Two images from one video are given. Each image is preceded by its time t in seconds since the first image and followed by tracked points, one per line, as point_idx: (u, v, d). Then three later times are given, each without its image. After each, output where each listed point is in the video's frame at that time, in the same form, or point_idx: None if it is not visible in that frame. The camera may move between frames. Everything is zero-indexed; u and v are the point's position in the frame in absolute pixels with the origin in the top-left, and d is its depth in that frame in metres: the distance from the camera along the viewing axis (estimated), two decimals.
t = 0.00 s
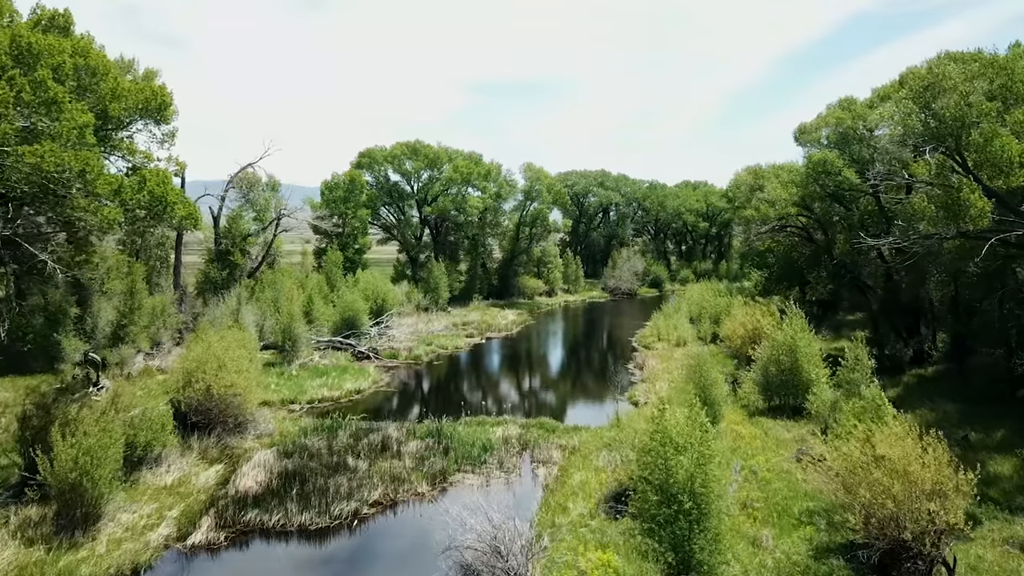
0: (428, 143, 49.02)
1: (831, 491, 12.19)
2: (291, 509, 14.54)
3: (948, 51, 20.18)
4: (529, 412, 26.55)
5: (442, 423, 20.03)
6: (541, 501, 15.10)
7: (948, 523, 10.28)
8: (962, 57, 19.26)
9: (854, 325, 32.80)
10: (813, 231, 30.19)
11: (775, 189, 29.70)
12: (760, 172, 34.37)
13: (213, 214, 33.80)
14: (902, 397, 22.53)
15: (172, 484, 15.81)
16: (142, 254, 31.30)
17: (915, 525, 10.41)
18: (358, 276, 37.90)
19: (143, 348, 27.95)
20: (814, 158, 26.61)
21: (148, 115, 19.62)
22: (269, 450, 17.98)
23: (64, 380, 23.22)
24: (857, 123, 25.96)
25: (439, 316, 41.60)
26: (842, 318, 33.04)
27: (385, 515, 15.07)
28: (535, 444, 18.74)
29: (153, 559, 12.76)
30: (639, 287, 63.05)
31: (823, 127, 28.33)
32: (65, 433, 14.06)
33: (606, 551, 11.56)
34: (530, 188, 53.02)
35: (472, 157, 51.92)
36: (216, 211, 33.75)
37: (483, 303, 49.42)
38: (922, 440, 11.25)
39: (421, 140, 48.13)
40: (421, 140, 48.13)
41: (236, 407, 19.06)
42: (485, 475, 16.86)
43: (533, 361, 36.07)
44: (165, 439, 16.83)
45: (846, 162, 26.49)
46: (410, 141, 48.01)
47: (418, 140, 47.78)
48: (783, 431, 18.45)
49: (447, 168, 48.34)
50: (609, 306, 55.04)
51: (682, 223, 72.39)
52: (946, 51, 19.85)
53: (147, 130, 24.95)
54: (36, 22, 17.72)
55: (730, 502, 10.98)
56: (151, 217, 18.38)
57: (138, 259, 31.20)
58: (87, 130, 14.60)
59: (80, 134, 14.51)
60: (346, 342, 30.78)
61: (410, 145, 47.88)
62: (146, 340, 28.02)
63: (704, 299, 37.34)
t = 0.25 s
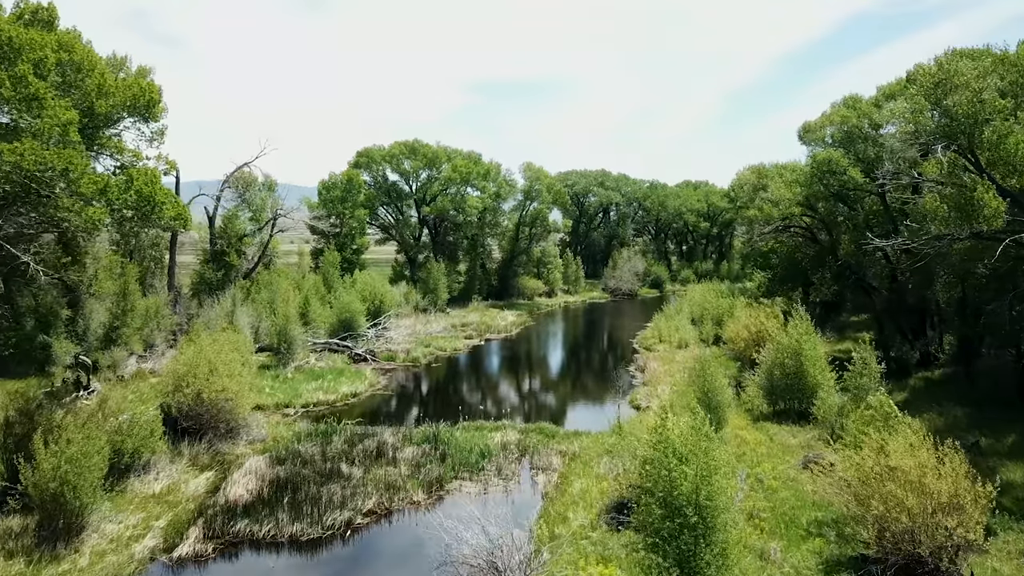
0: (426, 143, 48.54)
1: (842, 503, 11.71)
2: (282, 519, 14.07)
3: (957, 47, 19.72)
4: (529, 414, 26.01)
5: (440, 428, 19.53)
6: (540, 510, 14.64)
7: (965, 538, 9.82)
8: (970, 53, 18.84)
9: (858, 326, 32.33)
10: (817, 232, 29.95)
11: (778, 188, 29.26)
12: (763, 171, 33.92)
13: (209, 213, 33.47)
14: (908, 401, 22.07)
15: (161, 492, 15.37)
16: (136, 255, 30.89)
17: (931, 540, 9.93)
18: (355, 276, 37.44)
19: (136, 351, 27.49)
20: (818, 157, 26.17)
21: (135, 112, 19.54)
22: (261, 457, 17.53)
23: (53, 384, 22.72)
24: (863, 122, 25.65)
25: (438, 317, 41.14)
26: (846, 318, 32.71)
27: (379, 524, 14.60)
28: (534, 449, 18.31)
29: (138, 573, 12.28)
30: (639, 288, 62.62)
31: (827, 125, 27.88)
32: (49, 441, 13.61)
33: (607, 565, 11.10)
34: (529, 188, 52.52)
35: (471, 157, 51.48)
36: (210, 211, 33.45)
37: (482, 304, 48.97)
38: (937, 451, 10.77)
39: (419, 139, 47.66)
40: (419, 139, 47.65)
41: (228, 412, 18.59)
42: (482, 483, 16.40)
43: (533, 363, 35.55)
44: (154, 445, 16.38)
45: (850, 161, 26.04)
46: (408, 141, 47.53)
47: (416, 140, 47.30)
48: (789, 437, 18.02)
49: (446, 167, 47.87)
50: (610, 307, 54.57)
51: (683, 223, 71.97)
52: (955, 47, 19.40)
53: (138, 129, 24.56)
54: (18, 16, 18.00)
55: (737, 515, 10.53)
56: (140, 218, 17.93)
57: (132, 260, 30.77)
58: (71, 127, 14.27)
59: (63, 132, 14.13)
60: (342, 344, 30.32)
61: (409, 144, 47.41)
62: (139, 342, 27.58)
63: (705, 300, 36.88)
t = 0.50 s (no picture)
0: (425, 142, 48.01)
1: (853, 515, 11.23)
2: (273, 530, 13.60)
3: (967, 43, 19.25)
4: (529, 418, 25.54)
5: (436, 434, 19.00)
6: (538, 521, 14.16)
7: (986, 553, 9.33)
8: (981, 49, 18.36)
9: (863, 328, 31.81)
10: (822, 232, 29.62)
11: (782, 188, 28.78)
12: (766, 171, 33.44)
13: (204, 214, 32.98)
14: (916, 406, 21.55)
15: (148, 501, 14.89)
16: (130, 255, 30.42)
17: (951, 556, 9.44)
18: (353, 277, 36.97)
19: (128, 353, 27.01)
20: (822, 156, 25.72)
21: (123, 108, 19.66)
22: (252, 463, 17.05)
23: (42, 387, 22.24)
24: (868, 120, 25.27)
25: (436, 318, 40.67)
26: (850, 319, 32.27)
27: (373, 535, 14.13)
28: (533, 455, 17.86)
29: None
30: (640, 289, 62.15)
31: (832, 124, 27.41)
32: (30, 449, 13.11)
33: None
34: (529, 188, 51.99)
35: (470, 157, 51.00)
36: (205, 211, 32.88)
37: (482, 305, 48.48)
38: (955, 461, 10.28)
39: (418, 138, 47.14)
40: (418, 139, 47.14)
41: (219, 417, 18.11)
42: (479, 491, 15.93)
43: (532, 365, 34.98)
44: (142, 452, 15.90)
45: (856, 160, 25.56)
46: (407, 140, 47.01)
47: (414, 139, 46.79)
48: (795, 444, 17.57)
49: (445, 167, 47.37)
50: (610, 308, 54.07)
51: (684, 223, 71.49)
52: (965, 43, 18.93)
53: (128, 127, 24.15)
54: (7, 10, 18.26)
55: (745, 529, 10.05)
56: (128, 219, 17.45)
57: (125, 261, 30.30)
58: (54, 125, 13.88)
59: (44, 129, 13.70)
60: (339, 346, 29.84)
61: (407, 143, 46.92)
62: (132, 344, 27.12)
63: (708, 301, 36.37)
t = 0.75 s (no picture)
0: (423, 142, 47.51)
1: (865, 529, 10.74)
2: (262, 541, 13.09)
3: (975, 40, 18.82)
4: (528, 421, 25.14)
5: (433, 441, 18.49)
6: (537, 531, 13.66)
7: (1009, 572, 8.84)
8: (991, 45, 17.90)
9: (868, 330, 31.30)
10: (826, 233, 29.14)
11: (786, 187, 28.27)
12: (770, 170, 32.94)
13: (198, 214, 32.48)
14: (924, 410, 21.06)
15: (134, 511, 14.40)
16: (123, 256, 29.96)
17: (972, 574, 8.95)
18: (350, 278, 36.48)
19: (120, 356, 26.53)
20: (827, 155, 25.27)
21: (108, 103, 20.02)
22: (243, 471, 16.56)
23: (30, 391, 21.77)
24: (874, 118, 24.86)
25: (434, 320, 40.17)
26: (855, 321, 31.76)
27: (366, 546, 13.62)
28: (532, 462, 17.39)
29: None
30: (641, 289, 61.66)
31: (837, 122, 26.96)
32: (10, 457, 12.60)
33: None
34: (529, 187, 51.47)
35: (469, 156, 50.53)
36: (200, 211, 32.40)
37: (481, 306, 48.02)
38: (973, 473, 9.81)
39: (416, 138, 46.65)
40: (416, 138, 46.65)
41: (209, 423, 17.62)
42: (477, 500, 15.45)
43: (532, 367, 34.44)
44: (129, 460, 15.41)
45: (862, 159, 25.07)
46: (405, 139, 46.51)
47: (413, 138, 46.31)
48: (801, 451, 17.07)
49: (443, 166, 46.90)
50: (611, 309, 53.61)
51: (685, 223, 71.00)
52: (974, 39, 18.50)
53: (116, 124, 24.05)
54: None
55: (753, 545, 9.57)
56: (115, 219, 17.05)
57: (118, 262, 29.83)
58: (32, 121, 13.70)
59: (23, 127, 13.37)
60: (335, 349, 29.34)
61: (406, 143, 46.41)
62: (124, 347, 26.66)
63: (710, 302, 35.88)
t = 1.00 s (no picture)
0: (422, 141, 47.05)
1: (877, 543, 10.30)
2: (251, 553, 12.60)
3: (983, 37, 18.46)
4: (528, 424, 24.83)
5: (429, 447, 18.07)
6: (535, 542, 13.23)
7: None
8: (1001, 42, 17.51)
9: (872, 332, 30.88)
10: (830, 233, 28.70)
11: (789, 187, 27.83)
12: (773, 170, 32.50)
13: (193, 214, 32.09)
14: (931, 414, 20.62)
15: (121, 520, 13.95)
16: (116, 257, 29.56)
17: None
18: (347, 279, 36.03)
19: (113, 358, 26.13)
20: (831, 154, 24.87)
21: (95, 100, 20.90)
22: (234, 478, 16.13)
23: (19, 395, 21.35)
24: (879, 117, 24.50)
25: (433, 321, 39.74)
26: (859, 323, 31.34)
27: (359, 558, 13.14)
28: (531, 468, 16.97)
29: None
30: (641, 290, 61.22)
31: (842, 121, 26.55)
32: None
33: None
34: (529, 187, 50.98)
35: (468, 156, 50.09)
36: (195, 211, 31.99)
37: (480, 307, 47.59)
38: (991, 486, 9.39)
39: (415, 137, 46.19)
40: (415, 138, 46.19)
41: (199, 429, 17.19)
42: (474, 508, 15.03)
43: (532, 369, 33.96)
44: (116, 468, 14.98)
45: (867, 159, 24.65)
46: (403, 139, 46.05)
47: (411, 137, 45.85)
48: (807, 458, 16.62)
49: (442, 166, 46.46)
50: (611, 310, 53.18)
51: (685, 224, 70.53)
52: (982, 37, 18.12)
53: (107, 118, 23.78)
54: None
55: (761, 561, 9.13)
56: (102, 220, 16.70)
57: (111, 263, 29.40)
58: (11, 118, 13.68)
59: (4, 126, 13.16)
60: (331, 351, 28.90)
61: (404, 142, 45.95)
62: (116, 350, 26.22)
63: (711, 303, 35.46)
